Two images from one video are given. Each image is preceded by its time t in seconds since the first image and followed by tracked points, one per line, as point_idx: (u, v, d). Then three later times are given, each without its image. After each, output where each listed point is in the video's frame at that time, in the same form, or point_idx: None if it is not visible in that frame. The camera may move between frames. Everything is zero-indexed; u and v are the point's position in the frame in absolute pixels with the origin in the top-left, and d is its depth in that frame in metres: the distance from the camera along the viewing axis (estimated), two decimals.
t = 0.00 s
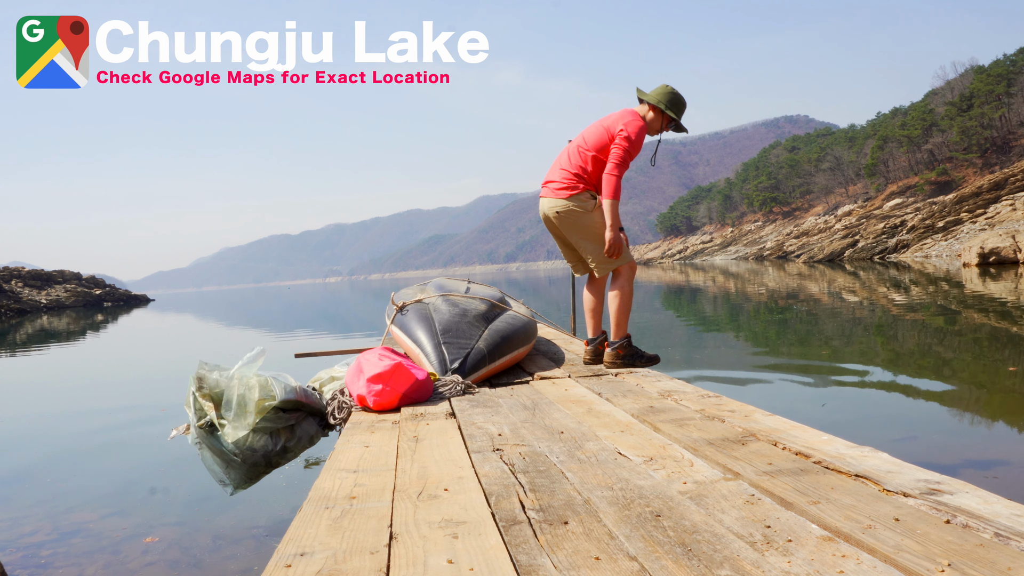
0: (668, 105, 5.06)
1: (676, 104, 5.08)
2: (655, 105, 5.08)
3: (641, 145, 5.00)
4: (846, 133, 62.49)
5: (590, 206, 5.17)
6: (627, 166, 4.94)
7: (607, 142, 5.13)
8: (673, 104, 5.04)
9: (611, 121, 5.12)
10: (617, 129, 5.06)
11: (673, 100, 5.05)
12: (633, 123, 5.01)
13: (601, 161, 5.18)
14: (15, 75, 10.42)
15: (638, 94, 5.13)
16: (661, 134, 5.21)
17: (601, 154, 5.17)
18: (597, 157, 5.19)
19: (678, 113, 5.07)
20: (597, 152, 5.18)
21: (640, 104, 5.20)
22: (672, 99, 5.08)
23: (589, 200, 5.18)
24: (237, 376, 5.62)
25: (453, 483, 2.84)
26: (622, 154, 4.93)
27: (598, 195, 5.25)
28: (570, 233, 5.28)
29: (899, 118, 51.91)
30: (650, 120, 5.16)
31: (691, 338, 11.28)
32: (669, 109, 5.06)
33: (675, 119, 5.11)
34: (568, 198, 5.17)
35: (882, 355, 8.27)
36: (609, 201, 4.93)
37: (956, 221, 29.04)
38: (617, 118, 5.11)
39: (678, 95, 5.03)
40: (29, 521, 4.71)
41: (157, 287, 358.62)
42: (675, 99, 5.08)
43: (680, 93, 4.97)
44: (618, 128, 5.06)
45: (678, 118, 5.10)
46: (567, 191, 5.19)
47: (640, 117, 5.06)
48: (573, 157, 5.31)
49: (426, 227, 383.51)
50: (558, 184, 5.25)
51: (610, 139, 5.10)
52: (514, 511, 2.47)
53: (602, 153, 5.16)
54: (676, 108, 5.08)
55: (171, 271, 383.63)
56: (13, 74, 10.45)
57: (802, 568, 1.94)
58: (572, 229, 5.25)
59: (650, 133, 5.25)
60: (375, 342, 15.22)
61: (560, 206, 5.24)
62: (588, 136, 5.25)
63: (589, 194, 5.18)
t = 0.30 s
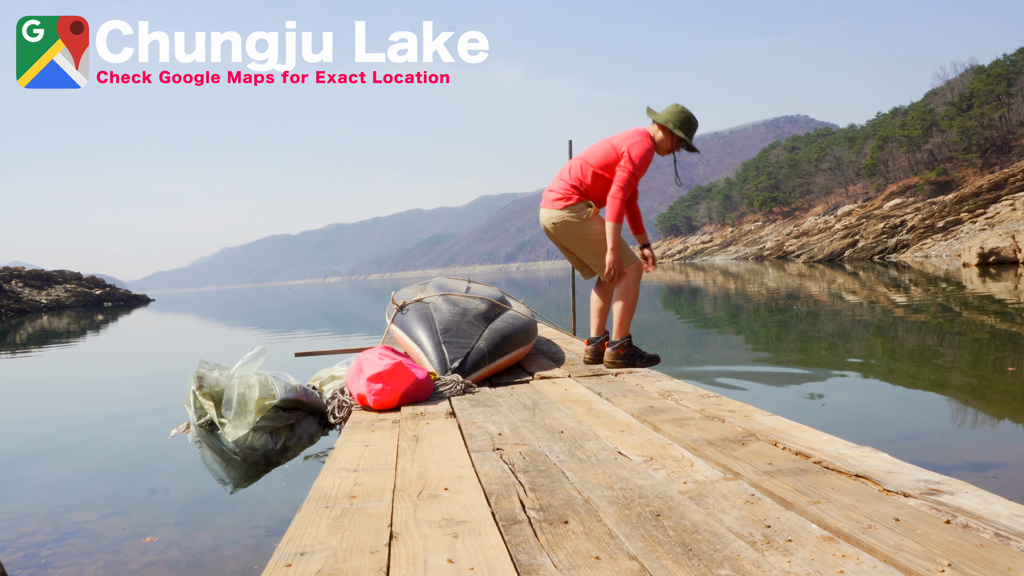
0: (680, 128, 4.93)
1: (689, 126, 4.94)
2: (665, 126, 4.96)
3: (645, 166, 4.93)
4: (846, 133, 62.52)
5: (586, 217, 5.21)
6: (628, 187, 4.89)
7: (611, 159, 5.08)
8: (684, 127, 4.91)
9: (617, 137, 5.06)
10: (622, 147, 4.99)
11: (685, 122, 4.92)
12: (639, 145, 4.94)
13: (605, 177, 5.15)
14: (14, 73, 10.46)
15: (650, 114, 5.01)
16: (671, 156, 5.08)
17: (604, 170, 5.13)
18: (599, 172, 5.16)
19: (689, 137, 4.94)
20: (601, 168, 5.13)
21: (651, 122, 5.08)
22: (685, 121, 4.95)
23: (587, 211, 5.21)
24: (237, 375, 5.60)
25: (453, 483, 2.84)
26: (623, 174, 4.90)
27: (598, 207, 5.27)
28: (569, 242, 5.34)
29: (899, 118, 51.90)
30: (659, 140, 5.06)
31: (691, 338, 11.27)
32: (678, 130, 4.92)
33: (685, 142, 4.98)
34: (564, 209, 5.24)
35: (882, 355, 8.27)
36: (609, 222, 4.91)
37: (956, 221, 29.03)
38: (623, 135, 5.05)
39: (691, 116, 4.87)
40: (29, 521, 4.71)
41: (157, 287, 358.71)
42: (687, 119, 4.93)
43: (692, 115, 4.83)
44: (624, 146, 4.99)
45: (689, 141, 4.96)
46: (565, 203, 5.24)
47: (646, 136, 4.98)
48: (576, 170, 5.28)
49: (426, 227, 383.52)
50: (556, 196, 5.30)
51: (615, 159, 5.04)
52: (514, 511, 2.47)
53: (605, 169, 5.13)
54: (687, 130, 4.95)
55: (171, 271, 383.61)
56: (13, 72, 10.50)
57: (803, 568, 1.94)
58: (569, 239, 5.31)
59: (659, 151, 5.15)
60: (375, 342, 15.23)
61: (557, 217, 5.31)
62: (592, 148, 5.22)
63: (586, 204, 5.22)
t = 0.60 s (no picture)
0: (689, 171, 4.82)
1: (700, 168, 4.82)
2: (675, 168, 4.83)
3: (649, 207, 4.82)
4: (846, 133, 62.52)
5: (580, 241, 5.27)
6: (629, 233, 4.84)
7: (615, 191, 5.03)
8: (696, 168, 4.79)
9: (624, 172, 4.98)
10: (627, 185, 4.91)
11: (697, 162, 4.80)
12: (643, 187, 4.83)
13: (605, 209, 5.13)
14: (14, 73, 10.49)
15: (659, 153, 4.88)
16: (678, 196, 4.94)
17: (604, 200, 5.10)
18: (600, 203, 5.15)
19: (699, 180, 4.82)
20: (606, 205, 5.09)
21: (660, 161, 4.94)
22: (696, 162, 4.82)
23: (581, 234, 5.27)
24: (236, 374, 5.61)
25: (453, 483, 2.83)
26: (626, 221, 4.83)
27: (598, 231, 5.29)
28: (570, 264, 5.49)
29: (899, 118, 51.90)
30: (667, 179, 4.93)
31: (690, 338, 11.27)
32: (687, 172, 4.80)
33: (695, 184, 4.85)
34: (559, 237, 5.34)
35: (882, 355, 8.26)
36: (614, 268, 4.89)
37: (956, 221, 29.03)
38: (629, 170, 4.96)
39: (703, 158, 4.76)
40: (29, 521, 4.70)
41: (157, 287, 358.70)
42: (698, 161, 4.80)
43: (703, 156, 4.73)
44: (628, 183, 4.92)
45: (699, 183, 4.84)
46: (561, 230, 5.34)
47: (652, 177, 4.85)
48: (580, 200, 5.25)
49: (427, 227, 383.53)
50: (553, 221, 5.39)
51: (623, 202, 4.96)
52: (514, 511, 2.47)
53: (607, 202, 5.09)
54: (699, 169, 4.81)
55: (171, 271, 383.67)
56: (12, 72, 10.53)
57: (803, 568, 1.93)
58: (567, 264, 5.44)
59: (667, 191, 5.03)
60: (375, 342, 15.23)
61: (554, 243, 5.43)
62: (598, 181, 5.14)
63: (580, 228, 5.27)
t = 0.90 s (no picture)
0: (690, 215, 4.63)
1: (703, 214, 4.61)
2: (677, 212, 4.66)
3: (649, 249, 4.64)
4: (846, 133, 62.53)
5: (581, 273, 5.38)
6: (643, 274, 4.45)
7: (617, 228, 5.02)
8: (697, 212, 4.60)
9: (627, 211, 4.90)
10: (628, 225, 4.84)
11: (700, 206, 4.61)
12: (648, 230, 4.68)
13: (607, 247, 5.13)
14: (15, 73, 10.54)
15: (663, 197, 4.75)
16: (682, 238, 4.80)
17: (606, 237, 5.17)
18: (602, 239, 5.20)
19: (700, 226, 4.63)
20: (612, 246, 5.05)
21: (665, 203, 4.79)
22: (698, 206, 4.62)
23: (582, 268, 5.37)
24: (236, 374, 5.61)
25: (453, 483, 2.83)
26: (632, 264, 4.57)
27: (600, 263, 5.35)
28: (578, 296, 5.59)
29: (899, 118, 51.91)
30: (670, 222, 4.78)
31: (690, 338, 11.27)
32: (688, 216, 4.62)
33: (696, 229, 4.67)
34: (561, 272, 5.50)
35: (883, 355, 8.27)
36: (631, 311, 4.38)
37: (956, 221, 29.02)
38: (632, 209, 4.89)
39: (706, 202, 4.57)
40: (29, 521, 4.70)
41: (157, 287, 358.72)
42: (701, 204, 4.60)
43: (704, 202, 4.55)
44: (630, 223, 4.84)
45: (699, 229, 4.65)
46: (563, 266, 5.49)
47: (654, 220, 4.70)
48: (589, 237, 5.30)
49: (427, 227, 383.53)
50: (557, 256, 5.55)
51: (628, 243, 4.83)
52: (514, 511, 2.47)
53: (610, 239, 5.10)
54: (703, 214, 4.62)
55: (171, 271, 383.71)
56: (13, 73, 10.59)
57: (802, 568, 1.93)
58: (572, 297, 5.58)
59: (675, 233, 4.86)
60: (375, 342, 15.25)
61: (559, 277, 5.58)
62: (605, 217, 5.12)
63: (581, 262, 5.38)
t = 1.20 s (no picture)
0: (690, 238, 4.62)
1: (704, 237, 4.59)
2: (678, 234, 4.64)
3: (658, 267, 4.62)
4: (846, 133, 62.54)
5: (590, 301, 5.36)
6: (656, 290, 4.42)
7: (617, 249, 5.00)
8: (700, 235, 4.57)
9: (627, 232, 4.87)
10: (630, 246, 4.80)
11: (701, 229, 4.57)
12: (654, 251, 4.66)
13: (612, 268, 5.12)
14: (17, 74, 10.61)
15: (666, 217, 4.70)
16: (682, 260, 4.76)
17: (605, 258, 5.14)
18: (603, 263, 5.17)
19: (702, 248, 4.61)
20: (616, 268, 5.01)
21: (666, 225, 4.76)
22: (699, 229, 4.58)
23: (589, 296, 5.35)
24: (236, 375, 5.60)
25: (453, 483, 2.84)
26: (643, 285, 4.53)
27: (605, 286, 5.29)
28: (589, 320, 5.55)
29: (899, 118, 51.91)
30: (671, 245, 4.74)
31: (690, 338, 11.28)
32: (690, 240, 4.59)
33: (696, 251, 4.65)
34: (572, 301, 5.49)
35: (884, 355, 8.27)
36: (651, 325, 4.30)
37: (956, 221, 29.01)
38: (633, 228, 4.85)
39: (707, 224, 4.54)
40: (29, 521, 4.70)
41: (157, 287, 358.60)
42: (702, 226, 4.56)
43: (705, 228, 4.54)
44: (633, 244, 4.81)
45: (699, 252, 4.63)
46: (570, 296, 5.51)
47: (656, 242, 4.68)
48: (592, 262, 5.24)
49: (427, 227, 383.53)
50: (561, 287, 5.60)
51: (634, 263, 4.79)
52: (514, 512, 2.47)
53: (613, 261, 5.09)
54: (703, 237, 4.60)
55: (171, 271, 383.59)
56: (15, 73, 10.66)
57: (802, 569, 1.93)
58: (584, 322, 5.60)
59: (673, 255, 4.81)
60: (375, 342, 15.26)
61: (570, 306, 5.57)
62: (605, 239, 5.07)
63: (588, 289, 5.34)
